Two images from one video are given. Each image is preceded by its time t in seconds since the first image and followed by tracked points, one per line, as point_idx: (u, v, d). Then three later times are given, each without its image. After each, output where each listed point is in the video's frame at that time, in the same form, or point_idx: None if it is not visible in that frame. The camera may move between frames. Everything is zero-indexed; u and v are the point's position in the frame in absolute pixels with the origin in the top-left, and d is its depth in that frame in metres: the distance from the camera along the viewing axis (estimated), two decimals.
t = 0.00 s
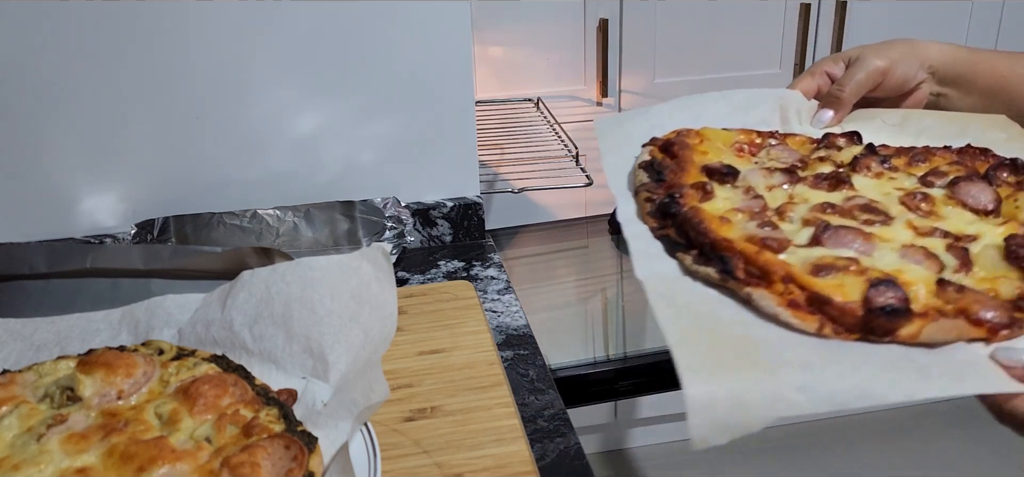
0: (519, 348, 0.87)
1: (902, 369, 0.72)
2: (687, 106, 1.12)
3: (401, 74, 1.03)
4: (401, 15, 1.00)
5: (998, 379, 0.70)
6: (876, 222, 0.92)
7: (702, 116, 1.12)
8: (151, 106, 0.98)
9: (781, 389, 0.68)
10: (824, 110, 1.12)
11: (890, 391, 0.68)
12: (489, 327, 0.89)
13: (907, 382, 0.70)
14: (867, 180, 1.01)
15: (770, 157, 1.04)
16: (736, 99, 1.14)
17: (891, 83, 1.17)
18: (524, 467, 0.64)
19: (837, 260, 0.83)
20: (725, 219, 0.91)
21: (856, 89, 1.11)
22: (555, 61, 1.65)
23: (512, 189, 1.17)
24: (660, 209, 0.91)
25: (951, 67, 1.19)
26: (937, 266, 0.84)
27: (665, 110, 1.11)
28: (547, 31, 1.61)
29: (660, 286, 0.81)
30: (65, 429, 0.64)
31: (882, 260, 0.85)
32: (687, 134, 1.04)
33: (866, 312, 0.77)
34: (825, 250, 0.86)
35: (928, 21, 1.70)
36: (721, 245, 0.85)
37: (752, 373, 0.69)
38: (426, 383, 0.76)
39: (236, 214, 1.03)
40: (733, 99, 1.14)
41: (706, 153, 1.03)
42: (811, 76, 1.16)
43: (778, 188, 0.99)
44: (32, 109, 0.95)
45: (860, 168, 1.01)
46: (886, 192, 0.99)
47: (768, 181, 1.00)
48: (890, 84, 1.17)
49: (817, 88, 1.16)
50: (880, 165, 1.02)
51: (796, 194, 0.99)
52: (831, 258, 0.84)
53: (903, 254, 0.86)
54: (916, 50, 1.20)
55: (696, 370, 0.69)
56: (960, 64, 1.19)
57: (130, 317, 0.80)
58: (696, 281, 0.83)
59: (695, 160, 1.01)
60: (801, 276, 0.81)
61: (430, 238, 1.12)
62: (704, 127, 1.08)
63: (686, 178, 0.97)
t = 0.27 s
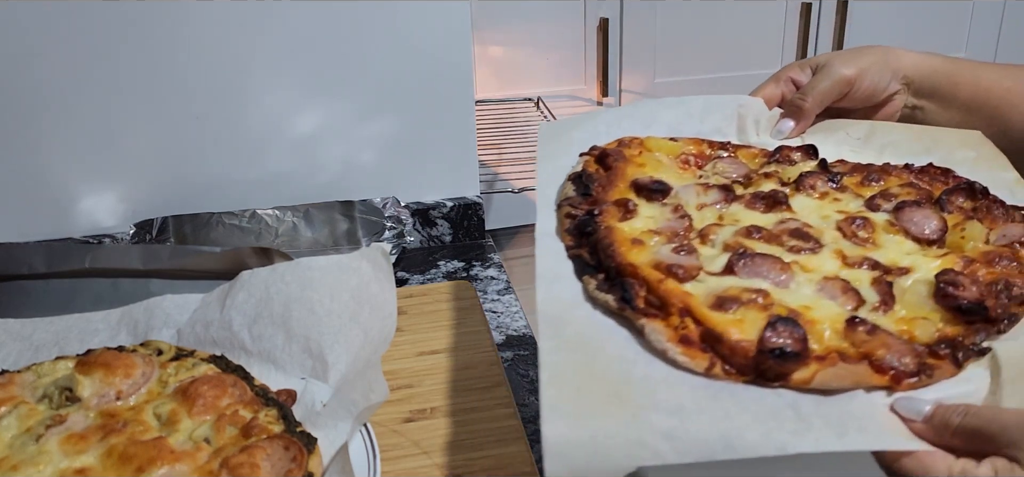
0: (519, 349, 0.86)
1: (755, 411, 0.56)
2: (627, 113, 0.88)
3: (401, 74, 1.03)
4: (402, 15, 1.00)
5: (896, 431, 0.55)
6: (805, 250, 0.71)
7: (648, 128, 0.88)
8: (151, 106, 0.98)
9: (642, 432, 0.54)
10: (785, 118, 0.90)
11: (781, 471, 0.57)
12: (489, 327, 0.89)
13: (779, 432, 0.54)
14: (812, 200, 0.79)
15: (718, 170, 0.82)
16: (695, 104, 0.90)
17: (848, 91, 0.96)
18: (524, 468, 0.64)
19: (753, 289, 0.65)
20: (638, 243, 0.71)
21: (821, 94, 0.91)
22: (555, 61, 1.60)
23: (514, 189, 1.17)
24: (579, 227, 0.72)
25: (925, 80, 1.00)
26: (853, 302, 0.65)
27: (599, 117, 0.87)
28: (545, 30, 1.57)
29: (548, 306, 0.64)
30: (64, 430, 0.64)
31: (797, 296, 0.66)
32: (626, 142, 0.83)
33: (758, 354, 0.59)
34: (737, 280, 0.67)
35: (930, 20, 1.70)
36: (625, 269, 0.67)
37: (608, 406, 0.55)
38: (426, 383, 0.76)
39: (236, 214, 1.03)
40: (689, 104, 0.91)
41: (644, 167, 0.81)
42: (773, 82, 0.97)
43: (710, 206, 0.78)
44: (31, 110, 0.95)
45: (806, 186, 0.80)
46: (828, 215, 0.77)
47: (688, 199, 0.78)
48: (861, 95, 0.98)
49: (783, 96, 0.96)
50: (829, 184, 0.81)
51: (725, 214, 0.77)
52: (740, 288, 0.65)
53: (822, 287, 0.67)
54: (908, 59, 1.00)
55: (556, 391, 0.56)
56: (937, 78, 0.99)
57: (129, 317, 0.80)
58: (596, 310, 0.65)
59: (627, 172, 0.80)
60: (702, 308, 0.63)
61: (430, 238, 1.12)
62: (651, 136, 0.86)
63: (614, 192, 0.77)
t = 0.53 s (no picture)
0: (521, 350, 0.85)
1: (665, 448, 0.51)
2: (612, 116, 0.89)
3: (401, 74, 1.03)
4: (403, 16, 0.99)
5: None
6: (770, 269, 0.65)
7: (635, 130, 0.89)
8: (150, 106, 0.98)
9: (538, 460, 0.49)
10: (784, 125, 0.87)
11: None
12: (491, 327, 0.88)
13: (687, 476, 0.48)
14: (792, 215, 0.74)
15: (697, 176, 0.80)
16: (686, 106, 0.90)
17: (856, 97, 0.91)
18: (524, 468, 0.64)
19: (699, 309, 0.60)
20: (587, 252, 0.67)
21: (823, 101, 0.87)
22: (555, 61, 1.56)
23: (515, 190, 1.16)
24: (532, 231, 0.70)
25: (943, 90, 0.94)
26: (807, 331, 0.59)
27: (584, 116, 0.89)
28: (544, 32, 1.53)
29: (480, 312, 0.61)
30: (63, 430, 0.64)
31: (748, 321, 0.60)
32: (605, 144, 0.83)
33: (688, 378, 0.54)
34: (688, 298, 0.62)
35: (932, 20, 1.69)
36: (566, 278, 0.63)
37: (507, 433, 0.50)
38: (426, 383, 0.75)
39: (235, 214, 1.03)
40: (679, 106, 0.90)
41: (617, 171, 0.79)
42: (775, 87, 0.95)
43: (678, 216, 0.73)
44: (32, 110, 0.95)
45: (788, 200, 0.75)
46: (806, 232, 0.71)
47: (658, 207, 0.74)
48: (869, 103, 0.93)
49: (784, 99, 0.95)
50: (813, 199, 0.76)
51: (694, 225, 0.73)
52: (684, 307, 0.60)
53: (776, 311, 0.61)
54: (926, 66, 0.94)
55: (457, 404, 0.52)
56: (957, 88, 0.93)
57: (128, 317, 0.80)
58: (531, 324, 0.61)
59: (597, 175, 0.78)
60: (638, 326, 0.58)
61: (430, 238, 1.11)
62: (633, 138, 0.86)
63: (577, 195, 0.75)
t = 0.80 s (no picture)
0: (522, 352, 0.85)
1: None
2: (645, 118, 0.82)
3: (401, 74, 1.02)
4: (403, 16, 0.99)
5: None
6: (794, 330, 0.56)
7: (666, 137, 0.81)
8: (149, 106, 0.97)
9: None
10: (840, 135, 0.78)
11: None
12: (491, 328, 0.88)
13: None
14: (834, 255, 0.64)
15: (731, 198, 0.72)
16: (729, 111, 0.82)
17: (928, 108, 0.79)
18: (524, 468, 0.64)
19: (696, 382, 0.52)
20: (581, 299, 0.59)
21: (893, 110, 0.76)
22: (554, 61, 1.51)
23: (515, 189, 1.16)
24: (527, 264, 0.64)
25: None
26: (826, 418, 0.50)
27: (610, 117, 0.82)
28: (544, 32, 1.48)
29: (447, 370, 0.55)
30: (61, 431, 0.63)
31: (758, 397, 0.51)
32: (627, 157, 0.75)
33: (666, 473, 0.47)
34: (688, 366, 0.53)
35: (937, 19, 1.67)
36: (551, 332, 0.57)
37: None
38: (426, 384, 0.75)
39: (234, 214, 1.03)
40: (721, 111, 0.82)
41: (636, 190, 0.71)
42: (835, 92, 0.85)
43: (698, 251, 0.65)
44: (30, 110, 0.94)
45: (832, 237, 0.65)
46: (846, 280, 0.62)
47: (675, 240, 0.66)
48: (943, 113, 0.81)
49: (844, 106, 0.84)
50: (862, 236, 0.65)
51: (719, 262, 0.64)
52: (678, 380, 0.52)
53: (792, 387, 0.52)
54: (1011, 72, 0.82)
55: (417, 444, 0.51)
56: None
57: (127, 317, 0.79)
58: (507, 383, 0.56)
59: (612, 196, 0.70)
60: (621, 403, 0.51)
61: (430, 238, 1.11)
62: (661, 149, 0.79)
63: (585, 222, 0.67)
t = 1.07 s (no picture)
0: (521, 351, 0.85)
1: None
2: (688, 140, 0.81)
3: (401, 73, 1.02)
4: (402, 15, 0.99)
5: None
6: (840, 401, 0.54)
7: (714, 160, 0.81)
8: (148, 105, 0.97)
9: None
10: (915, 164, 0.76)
11: None
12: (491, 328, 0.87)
13: None
14: (898, 306, 0.62)
15: (782, 233, 0.70)
16: (788, 135, 0.80)
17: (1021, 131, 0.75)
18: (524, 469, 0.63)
19: (716, 462, 0.49)
20: (591, 352, 0.57)
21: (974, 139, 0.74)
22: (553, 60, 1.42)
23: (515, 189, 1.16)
24: (542, 303, 0.62)
25: None
26: None
27: (650, 139, 0.81)
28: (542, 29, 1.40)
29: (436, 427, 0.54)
30: (60, 432, 0.63)
31: None
32: (664, 185, 0.73)
33: None
34: (708, 438, 0.51)
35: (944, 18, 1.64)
36: (552, 390, 0.55)
37: None
38: (426, 385, 0.75)
39: (233, 214, 1.03)
40: (772, 131, 0.81)
41: (671, 223, 0.69)
42: (916, 112, 0.84)
43: (735, 297, 0.62)
44: (29, 110, 0.94)
45: (897, 285, 0.62)
46: (910, 340, 0.59)
47: (710, 284, 0.63)
48: None
49: (924, 127, 0.83)
50: (936, 288, 0.63)
51: (760, 310, 0.62)
52: (698, 459, 0.50)
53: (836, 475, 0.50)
54: None
55: None
56: None
57: (126, 317, 0.79)
58: (499, 446, 0.54)
59: (643, 229, 0.68)
60: None
61: (429, 238, 1.11)
62: (701, 174, 0.78)
63: (609, 261, 0.65)
